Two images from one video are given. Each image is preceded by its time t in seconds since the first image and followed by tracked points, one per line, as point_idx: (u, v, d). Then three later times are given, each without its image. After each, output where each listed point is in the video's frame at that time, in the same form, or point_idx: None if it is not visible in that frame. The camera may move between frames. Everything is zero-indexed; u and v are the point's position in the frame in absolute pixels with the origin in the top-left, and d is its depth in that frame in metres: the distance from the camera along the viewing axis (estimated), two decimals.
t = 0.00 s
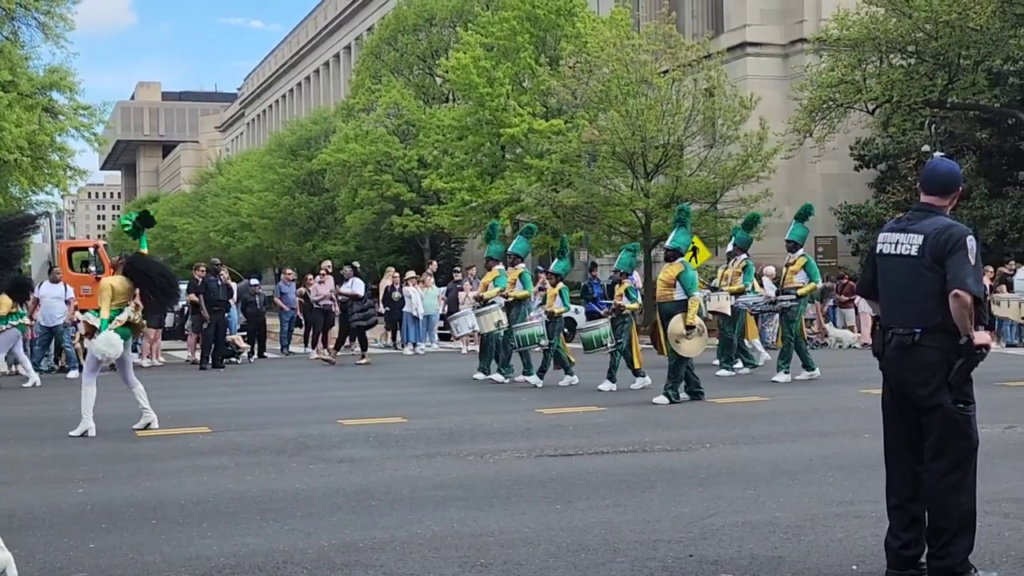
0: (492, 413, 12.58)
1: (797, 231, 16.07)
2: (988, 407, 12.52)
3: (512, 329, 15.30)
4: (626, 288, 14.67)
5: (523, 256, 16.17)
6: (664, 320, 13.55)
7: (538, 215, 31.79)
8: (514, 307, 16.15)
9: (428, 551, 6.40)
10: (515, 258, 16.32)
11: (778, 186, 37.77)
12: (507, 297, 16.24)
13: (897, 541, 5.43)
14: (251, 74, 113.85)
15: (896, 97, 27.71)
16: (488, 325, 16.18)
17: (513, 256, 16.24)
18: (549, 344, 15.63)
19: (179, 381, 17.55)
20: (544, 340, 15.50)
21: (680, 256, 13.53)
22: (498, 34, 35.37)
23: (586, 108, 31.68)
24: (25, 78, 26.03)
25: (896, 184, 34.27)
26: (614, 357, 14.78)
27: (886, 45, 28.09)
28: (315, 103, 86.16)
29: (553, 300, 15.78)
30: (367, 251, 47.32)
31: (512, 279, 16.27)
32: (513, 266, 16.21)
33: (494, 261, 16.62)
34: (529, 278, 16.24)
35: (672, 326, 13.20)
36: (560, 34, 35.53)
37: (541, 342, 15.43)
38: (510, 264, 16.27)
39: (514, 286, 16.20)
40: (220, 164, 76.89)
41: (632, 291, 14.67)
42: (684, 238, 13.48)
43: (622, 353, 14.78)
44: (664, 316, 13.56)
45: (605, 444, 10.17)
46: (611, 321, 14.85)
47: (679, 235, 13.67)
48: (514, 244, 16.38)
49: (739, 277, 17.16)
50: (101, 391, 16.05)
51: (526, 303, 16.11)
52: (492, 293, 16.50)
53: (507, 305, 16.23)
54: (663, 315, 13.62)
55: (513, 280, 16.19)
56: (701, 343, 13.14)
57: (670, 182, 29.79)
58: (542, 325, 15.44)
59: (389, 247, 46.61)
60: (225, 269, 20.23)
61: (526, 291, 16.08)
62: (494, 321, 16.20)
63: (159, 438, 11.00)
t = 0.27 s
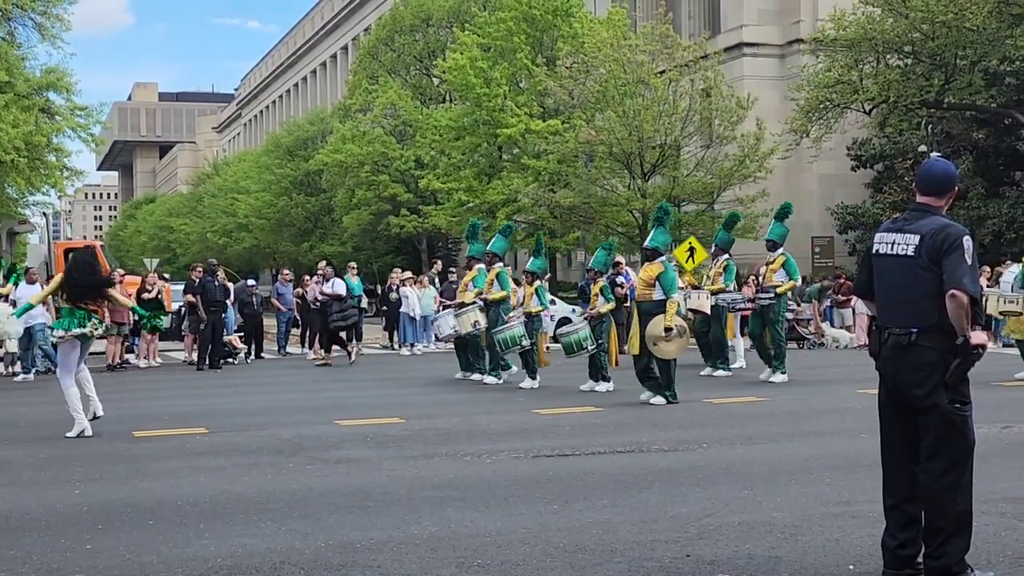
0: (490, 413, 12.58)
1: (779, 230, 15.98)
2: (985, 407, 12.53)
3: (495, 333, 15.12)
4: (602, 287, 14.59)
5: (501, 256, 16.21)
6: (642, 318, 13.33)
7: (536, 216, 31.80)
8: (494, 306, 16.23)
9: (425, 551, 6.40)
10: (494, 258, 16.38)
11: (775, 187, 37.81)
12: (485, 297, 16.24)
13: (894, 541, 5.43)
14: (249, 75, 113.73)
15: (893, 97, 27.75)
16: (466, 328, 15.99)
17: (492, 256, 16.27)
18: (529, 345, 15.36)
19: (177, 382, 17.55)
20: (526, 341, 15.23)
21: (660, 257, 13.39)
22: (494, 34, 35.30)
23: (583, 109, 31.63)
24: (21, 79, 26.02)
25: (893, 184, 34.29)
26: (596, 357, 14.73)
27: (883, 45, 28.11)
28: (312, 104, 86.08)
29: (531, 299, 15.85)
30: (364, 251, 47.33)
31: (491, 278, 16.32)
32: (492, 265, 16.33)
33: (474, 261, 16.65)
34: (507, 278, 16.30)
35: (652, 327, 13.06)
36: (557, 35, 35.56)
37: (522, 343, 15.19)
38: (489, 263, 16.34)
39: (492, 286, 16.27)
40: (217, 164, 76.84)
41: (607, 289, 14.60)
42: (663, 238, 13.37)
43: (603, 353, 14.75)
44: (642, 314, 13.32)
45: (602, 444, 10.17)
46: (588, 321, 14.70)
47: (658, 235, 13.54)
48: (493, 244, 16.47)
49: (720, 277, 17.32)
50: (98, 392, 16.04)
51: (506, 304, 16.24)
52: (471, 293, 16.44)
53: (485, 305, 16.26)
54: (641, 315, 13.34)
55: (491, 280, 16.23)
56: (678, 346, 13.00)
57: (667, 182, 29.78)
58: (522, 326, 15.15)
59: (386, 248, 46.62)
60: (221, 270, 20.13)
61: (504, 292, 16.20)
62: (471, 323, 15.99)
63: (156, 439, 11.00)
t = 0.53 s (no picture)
0: (486, 413, 12.57)
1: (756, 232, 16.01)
2: (982, 407, 12.53)
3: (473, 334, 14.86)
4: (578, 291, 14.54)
5: (478, 258, 16.09)
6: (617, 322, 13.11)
7: (533, 216, 31.82)
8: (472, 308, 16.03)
9: (421, 551, 6.40)
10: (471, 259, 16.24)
11: (772, 187, 37.85)
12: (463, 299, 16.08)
13: (891, 541, 5.43)
14: (245, 75, 113.65)
15: (890, 97, 27.80)
16: (446, 332, 15.69)
17: (468, 258, 16.14)
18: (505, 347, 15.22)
19: (174, 383, 17.54)
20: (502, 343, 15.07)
21: (634, 259, 13.26)
22: (491, 34, 35.31)
23: (580, 109, 31.66)
24: (18, 79, 25.99)
25: (890, 184, 34.32)
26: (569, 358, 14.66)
27: (880, 45, 28.14)
28: (309, 104, 86.02)
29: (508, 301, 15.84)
30: (361, 251, 47.33)
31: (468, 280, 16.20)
32: (470, 267, 16.18)
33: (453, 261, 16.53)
34: (484, 279, 16.18)
35: (630, 329, 12.86)
36: (554, 35, 35.60)
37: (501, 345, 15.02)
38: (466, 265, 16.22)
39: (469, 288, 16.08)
40: (214, 165, 76.81)
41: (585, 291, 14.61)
42: (638, 240, 13.25)
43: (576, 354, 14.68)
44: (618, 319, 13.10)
45: (599, 444, 10.16)
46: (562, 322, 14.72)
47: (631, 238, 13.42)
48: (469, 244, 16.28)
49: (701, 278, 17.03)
50: (95, 392, 16.02)
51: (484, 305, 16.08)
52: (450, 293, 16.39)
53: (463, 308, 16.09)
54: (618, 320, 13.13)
55: (468, 282, 16.10)
56: (662, 344, 12.81)
57: (664, 182, 29.79)
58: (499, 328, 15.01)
59: (383, 248, 46.62)
60: (218, 270, 20.10)
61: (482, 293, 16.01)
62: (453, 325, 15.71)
63: (154, 439, 11.00)
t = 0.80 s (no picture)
0: (484, 413, 12.57)
1: (733, 232, 15.80)
2: (980, 406, 12.53)
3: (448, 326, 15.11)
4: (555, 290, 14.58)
5: (457, 256, 15.95)
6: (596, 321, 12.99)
7: (531, 216, 31.80)
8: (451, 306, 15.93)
9: (420, 551, 6.40)
10: (451, 259, 16.12)
11: (770, 187, 37.87)
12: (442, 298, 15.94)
13: (888, 540, 5.44)
14: (243, 75, 113.60)
15: (887, 97, 27.82)
16: (421, 326, 15.64)
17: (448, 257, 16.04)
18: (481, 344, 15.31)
19: (172, 383, 17.54)
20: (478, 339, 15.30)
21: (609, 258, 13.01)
22: (489, 34, 35.27)
23: (578, 109, 31.65)
24: (16, 80, 25.96)
25: (888, 183, 34.34)
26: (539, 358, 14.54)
27: (878, 45, 28.15)
28: (307, 104, 85.96)
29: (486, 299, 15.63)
30: (359, 252, 47.33)
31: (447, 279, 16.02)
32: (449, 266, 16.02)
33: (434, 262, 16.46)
34: (464, 278, 15.98)
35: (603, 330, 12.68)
36: (552, 35, 35.59)
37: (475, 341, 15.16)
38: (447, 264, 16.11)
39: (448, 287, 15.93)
40: (212, 165, 76.78)
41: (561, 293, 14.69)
42: (612, 238, 13.00)
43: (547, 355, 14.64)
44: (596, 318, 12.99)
45: (597, 444, 10.17)
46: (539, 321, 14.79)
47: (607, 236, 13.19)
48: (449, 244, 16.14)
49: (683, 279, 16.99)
50: (93, 393, 16.01)
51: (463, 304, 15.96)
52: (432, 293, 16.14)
53: (442, 305, 15.97)
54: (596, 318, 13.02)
55: (448, 280, 15.94)
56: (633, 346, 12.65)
57: (662, 182, 29.79)
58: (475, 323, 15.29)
59: (382, 248, 46.63)
60: (216, 270, 20.09)
61: (462, 292, 15.89)
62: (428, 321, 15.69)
63: (152, 439, 11.00)
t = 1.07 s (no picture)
0: (484, 413, 12.56)
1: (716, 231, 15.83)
2: (980, 406, 12.52)
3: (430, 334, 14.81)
4: (533, 290, 14.59)
5: (437, 258, 15.88)
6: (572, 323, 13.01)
7: (531, 216, 31.80)
8: (431, 309, 15.87)
9: (419, 551, 6.40)
10: (431, 259, 16.02)
11: (770, 187, 37.89)
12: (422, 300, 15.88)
13: (888, 540, 5.44)
14: (243, 75, 113.61)
15: (887, 96, 27.81)
16: (403, 333, 15.48)
17: (428, 257, 15.95)
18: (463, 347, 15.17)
19: (172, 383, 17.54)
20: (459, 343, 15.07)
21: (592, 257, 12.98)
22: (489, 34, 35.25)
23: (578, 109, 31.67)
24: (16, 80, 25.94)
25: (887, 183, 34.33)
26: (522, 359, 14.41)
27: (878, 45, 28.14)
28: (307, 104, 85.95)
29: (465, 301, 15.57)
30: (359, 252, 47.34)
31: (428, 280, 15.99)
32: (429, 267, 15.94)
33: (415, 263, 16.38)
34: (446, 281, 15.97)
35: (580, 330, 12.69)
36: (552, 35, 35.60)
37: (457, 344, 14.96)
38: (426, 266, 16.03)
39: (429, 289, 15.89)
40: (212, 165, 76.78)
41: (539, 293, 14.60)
42: (595, 239, 13.00)
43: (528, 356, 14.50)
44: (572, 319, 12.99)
45: (596, 444, 10.17)
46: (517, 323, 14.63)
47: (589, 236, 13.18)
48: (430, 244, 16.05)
49: (667, 277, 16.59)
50: (92, 393, 16.00)
51: (444, 306, 15.90)
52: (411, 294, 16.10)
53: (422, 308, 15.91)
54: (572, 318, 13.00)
55: (428, 282, 15.93)
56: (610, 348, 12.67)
57: (662, 182, 29.79)
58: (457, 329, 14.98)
59: (382, 248, 46.63)
60: (215, 270, 20.08)
61: (442, 294, 15.84)
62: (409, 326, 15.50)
63: (152, 439, 11.00)
